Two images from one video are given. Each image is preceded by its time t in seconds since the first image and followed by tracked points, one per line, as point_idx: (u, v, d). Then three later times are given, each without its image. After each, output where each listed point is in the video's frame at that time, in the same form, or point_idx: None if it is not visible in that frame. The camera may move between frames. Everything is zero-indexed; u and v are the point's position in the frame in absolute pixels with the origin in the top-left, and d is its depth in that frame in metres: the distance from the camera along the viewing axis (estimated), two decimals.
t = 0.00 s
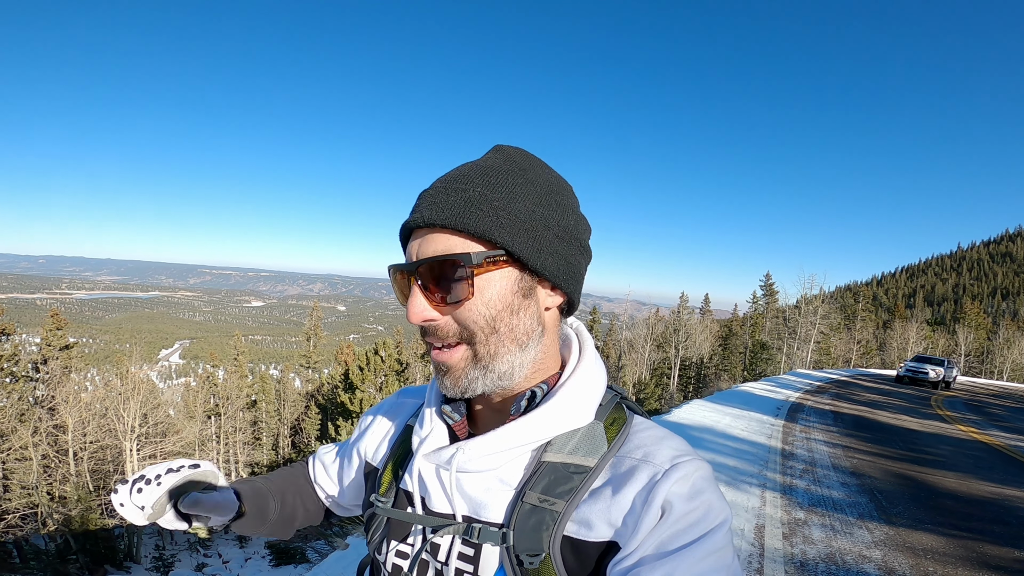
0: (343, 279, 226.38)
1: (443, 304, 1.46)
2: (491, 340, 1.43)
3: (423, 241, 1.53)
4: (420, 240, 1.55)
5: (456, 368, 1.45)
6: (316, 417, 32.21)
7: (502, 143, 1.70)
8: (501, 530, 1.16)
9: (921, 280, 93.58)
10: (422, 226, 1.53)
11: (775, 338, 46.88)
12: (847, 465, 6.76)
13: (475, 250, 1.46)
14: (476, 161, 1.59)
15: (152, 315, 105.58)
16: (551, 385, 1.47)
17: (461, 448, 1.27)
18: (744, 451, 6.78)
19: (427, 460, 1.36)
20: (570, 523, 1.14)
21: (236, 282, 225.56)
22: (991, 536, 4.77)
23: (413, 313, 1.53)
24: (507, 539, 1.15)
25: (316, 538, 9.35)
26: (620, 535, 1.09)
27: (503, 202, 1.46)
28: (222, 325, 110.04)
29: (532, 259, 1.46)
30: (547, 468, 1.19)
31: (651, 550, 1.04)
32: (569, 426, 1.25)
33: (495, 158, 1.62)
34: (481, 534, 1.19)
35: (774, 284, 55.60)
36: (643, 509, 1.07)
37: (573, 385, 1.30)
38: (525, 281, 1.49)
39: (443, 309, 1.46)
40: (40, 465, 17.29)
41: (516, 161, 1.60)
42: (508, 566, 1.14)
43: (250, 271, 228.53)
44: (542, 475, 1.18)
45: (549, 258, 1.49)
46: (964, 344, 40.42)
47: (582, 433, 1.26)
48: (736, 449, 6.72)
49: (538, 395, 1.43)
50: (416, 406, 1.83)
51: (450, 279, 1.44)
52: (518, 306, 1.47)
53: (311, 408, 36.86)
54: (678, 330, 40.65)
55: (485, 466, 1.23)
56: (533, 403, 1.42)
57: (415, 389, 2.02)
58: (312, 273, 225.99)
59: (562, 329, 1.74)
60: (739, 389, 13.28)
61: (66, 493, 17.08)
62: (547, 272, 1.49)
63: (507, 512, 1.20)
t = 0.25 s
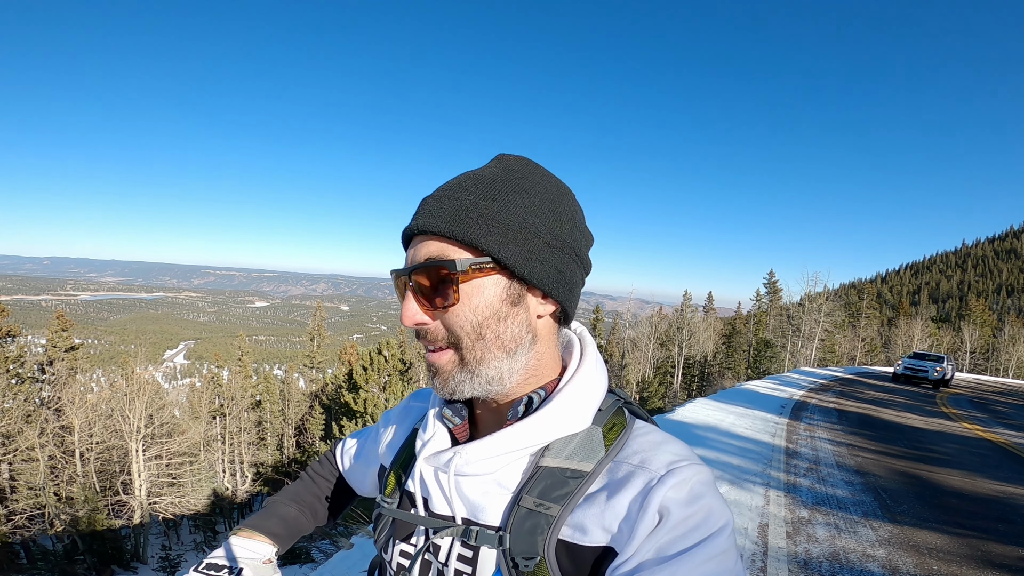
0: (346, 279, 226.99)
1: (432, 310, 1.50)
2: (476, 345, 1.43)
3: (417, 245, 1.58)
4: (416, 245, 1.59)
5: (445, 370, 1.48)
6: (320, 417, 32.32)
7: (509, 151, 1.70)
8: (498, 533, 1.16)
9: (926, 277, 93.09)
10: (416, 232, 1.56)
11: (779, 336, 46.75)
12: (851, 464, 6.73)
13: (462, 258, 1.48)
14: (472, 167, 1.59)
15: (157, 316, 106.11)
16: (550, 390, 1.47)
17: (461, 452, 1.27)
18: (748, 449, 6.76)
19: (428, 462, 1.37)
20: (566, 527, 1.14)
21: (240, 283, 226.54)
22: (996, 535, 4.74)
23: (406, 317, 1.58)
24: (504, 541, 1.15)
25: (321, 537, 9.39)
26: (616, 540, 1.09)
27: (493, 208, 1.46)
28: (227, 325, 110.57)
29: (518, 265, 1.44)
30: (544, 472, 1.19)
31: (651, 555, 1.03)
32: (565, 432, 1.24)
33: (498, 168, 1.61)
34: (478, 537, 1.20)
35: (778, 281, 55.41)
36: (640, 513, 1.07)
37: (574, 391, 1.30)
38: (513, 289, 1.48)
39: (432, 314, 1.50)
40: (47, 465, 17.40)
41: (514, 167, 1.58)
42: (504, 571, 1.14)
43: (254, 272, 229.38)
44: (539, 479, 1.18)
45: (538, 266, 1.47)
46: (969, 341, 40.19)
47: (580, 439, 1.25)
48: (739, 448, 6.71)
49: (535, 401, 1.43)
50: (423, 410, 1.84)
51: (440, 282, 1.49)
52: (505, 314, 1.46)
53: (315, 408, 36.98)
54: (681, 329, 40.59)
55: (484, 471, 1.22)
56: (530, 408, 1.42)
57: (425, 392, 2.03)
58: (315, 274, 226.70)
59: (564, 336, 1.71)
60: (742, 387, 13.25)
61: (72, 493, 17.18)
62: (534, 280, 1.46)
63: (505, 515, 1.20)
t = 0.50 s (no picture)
0: (343, 282, 226.72)
1: (468, 310, 1.46)
2: (507, 349, 1.43)
3: (452, 242, 1.55)
4: (449, 240, 1.56)
5: (470, 372, 1.45)
6: (320, 420, 32.23)
7: (538, 153, 1.71)
8: (510, 534, 1.16)
9: (921, 272, 93.57)
10: (453, 227, 1.53)
11: (777, 333, 46.89)
12: (851, 460, 6.76)
13: (506, 258, 1.47)
14: (514, 169, 1.60)
15: (154, 322, 105.72)
16: (564, 393, 1.47)
17: (474, 453, 1.27)
18: (748, 447, 6.78)
19: (439, 463, 1.37)
20: (578, 527, 1.14)
21: (237, 288, 226.10)
22: (998, 530, 4.76)
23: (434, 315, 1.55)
24: (515, 542, 1.15)
25: (323, 541, 9.37)
26: (627, 539, 1.09)
27: (538, 215, 1.48)
28: (224, 330, 110.28)
29: (560, 273, 1.46)
30: (557, 473, 1.19)
31: (660, 554, 1.04)
32: (580, 432, 1.24)
33: (535, 170, 1.61)
34: (490, 537, 1.19)
35: (775, 278, 55.59)
36: (651, 515, 1.07)
37: (588, 393, 1.30)
38: (550, 297, 1.50)
39: (465, 314, 1.47)
40: (47, 472, 17.36)
41: (553, 174, 1.60)
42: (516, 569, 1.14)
43: (251, 276, 228.79)
44: (551, 479, 1.18)
45: (577, 275, 1.51)
46: (966, 335, 40.38)
47: (592, 440, 1.25)
48: (739, 446, 6.73)
49: (548, 402, 1.43)
50: (433, 410, 1.84)
51: (475, 280, 1.46)
52: (541, 319, 1.47)
53: (314, 412, 36.91)
54: (679, 327, 40.68)
55: (497, 471, 1.23)
56: (543, 409, 1.42)
57: (432, 392, 2.03)
58: (312, 277, 226.42)
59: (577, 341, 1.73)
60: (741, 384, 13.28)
61: (73, 499, 17.12)
62: (571, 289, 1.50)
63: (517, 515, 1.21)
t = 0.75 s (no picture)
0: (344, 290, 226.92)
1: (491, 316, 1.45)
2: (528, 357, 1.42)
3: (472, 244, 1.51)
4: (470, 243, 1.52)
5: (487, 382, 1.43)
6: (323, 428, 32.15)
7: (548, 156, 1.72)
8: (515, 547, 1.15)
9: (921, 264, 93.63)
10: (476, 229, 1.50)
11: (778, 329, 46.87)
12: (855, 457, 6.73)
13: (530, 264, 1.47)
14: (535, 173, 1.59)
15: (155, 334, 105.71)
16: (564, 401, 1.47)
17: (477, 466, 1.26)
18: (749, 446, 6.76)
19: (440, 479, 1.35)
20: (583, 538, 1.13)
21: (237, 298, 226.39)
22: (1005, 526, 4.73)
23: (452, 319, 1.50)
24: (521, 554, 1.13)
25: (327, 549, 9.34)
26: (631, 547, 1.09)
27: (564, 220, 1.50)
28: (226, 340, 110.31)
29: (584, 279, 1.49)
30: (559, 484, 1.18)
31: (660, 559, 1.05)
32: (582, 443, 1.22)
33: (552, 173, 1.62)
34: (496, 550, 1.19)
35: (774, 274, 55.60)
36: (653, 524, 1.08)
37: (592, 402, 1.29)
38: (572, 305, 1.53)
39: (489, 321, 1.45)
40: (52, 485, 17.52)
41: (571, 180, 1.63)
42: None
43: (250, 286, 228.84)
44: (554, 492, 1.17)
45: (597, 285, 1.56)
46: (967, 326, 40.36)
47: (594, 451, 1.24)
48: (741, 445, 6.70)
49: (552, 411, 1.43)
50: (425, 415, 1.83)
51: (500, 284, 1.45)
52: (561, 327, 1.49)
53: (317, 420, 36.80)
54: (680, 326, 40.66)
55: (502, 483, 1.21)
56: (546, 420, 1.42)
57: (421, 395, 2.03)
58: (312, 285, 226.75)
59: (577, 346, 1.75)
60: (742, 382, 13.25)
61: (80, 511, 17.07)
62: (592, 297, 1.55)
63: (521, 527, 1.20)
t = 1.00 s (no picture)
0: (340, 301, 226.33)
1: (541, 307, 1.48)
2: (568, 347, 1.49)
3: (520, 234, 1.55)
4: (516, 233, 1.56)
5: (531, 374, 1.46)
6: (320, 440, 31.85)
7: (555, 160, 1.80)
8: (525, 543, 1.14)
9: (915, 267, 94.42)
10: (523, 220, 1.53)
11: (774, 334, 47.03)
12: (852, 459, 6.74)
13: (574, 257, 1.56)
14: (569, 175, 1.70)
15: (151, 348, 104.91)
16: (571, 395, 1.50)
17: (485, 463, 1.26)
18: (747, 450, 6.76)
19: (447, 476, 1.35)
20: (591, 533, 1.12)
21: (232, 310, 225.23)
22: (1005, 526, 4.73)
23: (498, 308, 1.51)
24: (532, 550, 1.13)
25: (324, 562, 9.22)
26: (632, 540, 1.10)
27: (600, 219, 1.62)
28: (222, 353, 109.54)
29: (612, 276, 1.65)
30: (565, 480, 1.18)
31: (659, 550, 1.05)
32: (586, 439, 1.22)
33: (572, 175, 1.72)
34: (506, 547, 1.18)
35: (769, 279, 55.91)
36: (652, 514, 1.08)
37: (595, 396, 1.31)
38: (598, 299, 1.67)
39: (537, 311, 1.49)
40: (49, 497, 17.20)
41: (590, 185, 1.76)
42: None
43: (246, 298, 227.91)
44: (561, 488, 1.17)
45: (616, 282, 1.73)
46: (962, 328, 40.60)
47: (598, 445, 1.24)
48: (738, 450, 6.69)
49: (559, 406, 1.45)
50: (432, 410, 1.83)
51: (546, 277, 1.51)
52: (592, 321, 1.60)
53: (314, 432, 36.48)
54: (677, 331, 40.74)
55: (509, 480, 1.21)
56: (552, 415, 1.44)
57: (422, 391, 2.03)
58: (308, 297, 226.04)
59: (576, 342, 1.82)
60: (740, 386, 13.27)
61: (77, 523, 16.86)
62: (613, 292, 1.71)
63: (530, 523, 1.20)
